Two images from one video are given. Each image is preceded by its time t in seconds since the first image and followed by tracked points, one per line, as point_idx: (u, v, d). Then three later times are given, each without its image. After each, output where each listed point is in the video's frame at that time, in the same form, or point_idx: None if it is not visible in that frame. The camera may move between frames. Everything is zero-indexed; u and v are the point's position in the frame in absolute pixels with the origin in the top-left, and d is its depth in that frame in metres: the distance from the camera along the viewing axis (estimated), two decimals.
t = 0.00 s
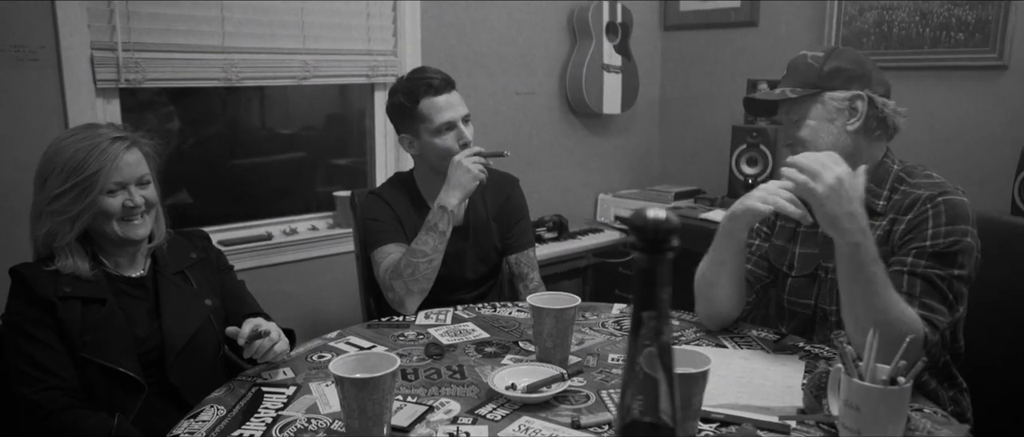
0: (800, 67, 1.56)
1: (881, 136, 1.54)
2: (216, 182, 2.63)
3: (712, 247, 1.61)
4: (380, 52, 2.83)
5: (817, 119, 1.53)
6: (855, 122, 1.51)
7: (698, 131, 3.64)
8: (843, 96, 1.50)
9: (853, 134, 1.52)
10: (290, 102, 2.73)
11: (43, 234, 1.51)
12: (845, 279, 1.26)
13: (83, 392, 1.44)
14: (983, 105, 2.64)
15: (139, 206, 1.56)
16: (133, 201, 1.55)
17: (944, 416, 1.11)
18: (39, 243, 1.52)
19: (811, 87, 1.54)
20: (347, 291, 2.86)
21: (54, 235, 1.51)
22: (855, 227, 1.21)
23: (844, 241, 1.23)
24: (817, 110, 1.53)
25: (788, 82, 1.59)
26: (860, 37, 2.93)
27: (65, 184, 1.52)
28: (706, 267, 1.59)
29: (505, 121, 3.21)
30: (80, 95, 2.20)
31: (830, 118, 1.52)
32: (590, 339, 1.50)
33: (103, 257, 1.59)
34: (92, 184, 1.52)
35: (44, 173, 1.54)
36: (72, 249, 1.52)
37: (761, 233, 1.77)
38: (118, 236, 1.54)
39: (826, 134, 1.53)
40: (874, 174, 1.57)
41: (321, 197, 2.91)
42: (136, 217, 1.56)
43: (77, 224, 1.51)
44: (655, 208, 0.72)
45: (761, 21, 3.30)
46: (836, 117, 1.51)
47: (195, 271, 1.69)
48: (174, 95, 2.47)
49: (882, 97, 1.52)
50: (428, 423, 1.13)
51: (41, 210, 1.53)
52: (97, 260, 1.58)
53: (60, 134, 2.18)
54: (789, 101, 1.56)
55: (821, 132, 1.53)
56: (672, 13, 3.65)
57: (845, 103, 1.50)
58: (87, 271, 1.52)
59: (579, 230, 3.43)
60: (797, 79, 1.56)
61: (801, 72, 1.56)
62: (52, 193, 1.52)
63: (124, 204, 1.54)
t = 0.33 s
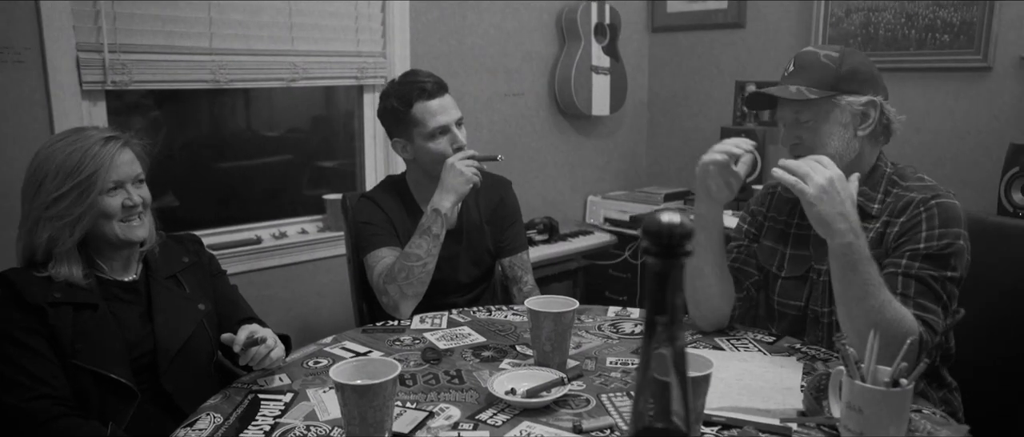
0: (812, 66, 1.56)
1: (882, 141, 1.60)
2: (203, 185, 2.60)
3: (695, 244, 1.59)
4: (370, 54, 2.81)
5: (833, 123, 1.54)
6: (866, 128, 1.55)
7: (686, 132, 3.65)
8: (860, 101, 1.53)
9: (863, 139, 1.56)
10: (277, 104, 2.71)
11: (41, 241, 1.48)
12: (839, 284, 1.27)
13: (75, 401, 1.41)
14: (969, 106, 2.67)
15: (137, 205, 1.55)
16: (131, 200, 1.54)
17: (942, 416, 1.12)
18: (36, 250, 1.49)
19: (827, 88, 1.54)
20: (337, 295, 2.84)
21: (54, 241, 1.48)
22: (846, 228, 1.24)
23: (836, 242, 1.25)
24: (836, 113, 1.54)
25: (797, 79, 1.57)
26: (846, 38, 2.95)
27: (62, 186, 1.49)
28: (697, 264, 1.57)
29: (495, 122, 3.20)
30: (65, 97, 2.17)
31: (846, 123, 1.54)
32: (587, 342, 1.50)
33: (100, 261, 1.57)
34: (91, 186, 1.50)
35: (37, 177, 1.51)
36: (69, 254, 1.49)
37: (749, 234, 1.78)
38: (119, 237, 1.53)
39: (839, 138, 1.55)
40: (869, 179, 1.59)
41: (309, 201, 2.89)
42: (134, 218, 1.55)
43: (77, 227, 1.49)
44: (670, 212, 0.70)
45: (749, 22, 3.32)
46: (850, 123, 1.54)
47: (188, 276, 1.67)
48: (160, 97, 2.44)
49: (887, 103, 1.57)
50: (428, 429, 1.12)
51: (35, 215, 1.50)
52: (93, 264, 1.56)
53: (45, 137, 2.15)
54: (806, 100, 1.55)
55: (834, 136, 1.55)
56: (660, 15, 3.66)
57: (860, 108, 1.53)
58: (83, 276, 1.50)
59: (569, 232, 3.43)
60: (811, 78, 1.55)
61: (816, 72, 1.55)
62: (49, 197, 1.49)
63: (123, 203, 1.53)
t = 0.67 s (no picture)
0: (834, 61, 1.56)
1: (904, 139, 1.59)
2: (222, 185, 2.63)
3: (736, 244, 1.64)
4: (385, 53, 2.82)
5: (855, 119, 1.54)
6: (888, 124, 1.54)
7: (702, 129, 3.64)
8: (882, 97, 1.53)
9: (885, 136, 1.55)
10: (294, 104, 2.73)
11: (67, 240, 1.50)
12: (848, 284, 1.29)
13: (103, 398, 1.43)
14: (989, 100, 2.65)
15: (161, 204, 1.57)
16: (155, 199, 1.56)
17: (971, 413, 1.12)
18: (63, 249, 1.50)
19: (849, 84, 1.55)
20: (356, 293, 2.85)
21: (79, 240, 1.49)
22: (845, 234, 1.26)
23: (835, 245, 1.27)
24: (858, 109, 1.53)
25: (819, 75, 1.58)
26: (864, 33, 2.93)
27: (87, 186, 1.51)
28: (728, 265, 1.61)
29: (510, 120, 3.20)
30: (87, 99, 2.19)
31: (868, 119, 1.54)
32: (609, 339, 1.50)
33: (125, 261, 1.59)
34: (115, 184, 1.52)
35: (63, 177, 1.53)
36: (95, 252, 1.51)
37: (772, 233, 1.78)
38: (143, 236, 1.55)
39: (862, 135, 1.54)
40: (892, 177, 1.58)
41: (327, 200, 2.90)
42: (157, 217, 1.57)
43: (102, 226, 1.51)
44: (705, 208, 0.71)
45: (764, 18, 3.30)
46: (872, 119, 1.54)
47: (211, 274, 1.68)
48: (179, 98, 2.47)
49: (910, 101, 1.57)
50: (454, 426, 1.13)
51: (61, 214, 1.51)
52: (118, 263, 1.57)
53: (67, 138, 2.17)
54: (827, 95, 1.55)
55: (857, 132, 1.54)
56: (674, 12, 3.65)
57: (882, 104, 1.53)
58: (108, 274, 1.51)
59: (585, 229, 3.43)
60: (831, 73, 1.56)
61: (837, 67, 1.56)
62: (75, 197, 1.51)
63: (146, 202, 1.55)
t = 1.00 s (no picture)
0: (860, 61, 1.55)
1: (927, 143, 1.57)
2: (244, 182, 2.67)
3: (765, 253, 1.62)
4: (406, 52, 2.85)
5: (880, 121, 1.53)
6: (911, 129, 1.53)
7: (721, 129, 3.63)
8: (907, 101, 1.51)
9: (907, 140, 1.54)
10: (314, 102, 2.76)
11: (91, 232, 1.54)
12: (853, 285, 1.35)
13: (125, 388, 1.47)
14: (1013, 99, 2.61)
15: (179, 198, 1.59)
16: (173, 193, 1.58)
17: (985, 414, 1.11)
18: (86, 241, 1.55)
19: (874, 86, 1.54)
20: (374, 290, 2.88)
21: (101, 231, 1.54)
22: (845, 234, 1.34)
23: (839, 247, 1.35)
24: (883, 112, 1.53)
25: (844, 74, 1.57)
26: (885, 33, 2.90)
27: (108, 180, 1.55)
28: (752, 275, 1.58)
29: (528, 119, 3.22)
30: (113, 97, 2.23)
31: (892, 123, 1.53)
32: (624, 337, 1.51)
33: (147, 253, 1.62)
34: (134, 178, 1.55)
35: (86, 172, 1.57)
36: (116, 244, 1.54)
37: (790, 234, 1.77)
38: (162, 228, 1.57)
39: (884, 138, 1.53)
40: (912, 179, 1.56)
41: (347, 197, 2.93)
42: (176, 211, 1.59)
43: (122, 219, 1.54)
44: (714, 203, 0.72)
45: (785, 18, 3.29)
46: (896, 122, 1.53)
47: (231, 269, 1.71)
48: (202, 96, 2.51)
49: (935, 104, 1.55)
50: (468, 419, 1.15)
51: (84, 207, 1.56)
52: (139, 256, 1.61)
53: (93, 135, 2.22)
54: (853, 96, 1.53)
55: (879, 135, 1.53)
56: (694, 11, 3.64)
57: (907, 108, 1.52)
58: (129, 266, 1.54)
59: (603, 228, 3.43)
60: (858, 73, 1.55)
61: (863, 67, 1.54)
62: (96, 190, 1.55)
63: (165, 196, 1.58)
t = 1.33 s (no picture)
0: (876, 67, 1.54)
1: (943, 149, 1.56)
2: (261, 183, 2.70)
3: (771, 254, 1.62)
4: (422, 55, 2.87)
5: (895, 128, 1.52)
6: (927, 135, 1.51)
7: (738, 133, 3.61)
8: (924, 107, 1.50)
9: (922, 147, 1.52)
10: (331, 104, 2.78)
11: (107, 230, 1.57)
12: (867, 291, 1.32)
13: (141, 384, 1.49)
14: None
15: (194, 199, 1.62)
16: (188, 194, 1.61)
17: (997, 422, 1.10)
18: (103, 239, 1.58)
19: (890, 92, 1.52)
20: (388, 290, 2.90)
21: (117, 230, 1.57)
22: (860, 238, 1.32)
23: (852, 251, 1.34)
24: (899, 118, 1.52)
25: (859, 79, 1.56)
26: (904, 37, 2.88)
27: (125, 179, 1.58)
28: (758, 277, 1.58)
29: (544, 122, 3.23)
30: (133, 98, 2.27)
31: (908, 129, 1.52)
32: (634, 340, 1.51)
33: (162, 253, 1.64)
34: (150, 178, 1.58)
35: (105, 171, 1.60)
36: (132, 242, 1.57)
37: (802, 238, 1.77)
38: (177, 228, 1.60)
39: (900, 144, 1.52)
40: (926, 185, 1.55)
41: (362, 199, 2.96)
42: (191, 211, 1.62)
43: (137, 218, 1.57)
44: (712, 206, 0.74)
45: (802, 22, 3.27)
46: (911, 128, 1.51)
47: (246, 268, 1.73)
48: (221, 98, 2.54)
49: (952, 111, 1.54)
50: (475, 420, 1.16)
51: (102, 206, 1.59)
52: (155, 255, 1.63)
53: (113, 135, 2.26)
54: (868, 101, 1.53)
55: (894, 141, 1.52)
56: (710, 15, 3.63)
57: (923, 114, 1.50)
58: (145, 264, 1.57)
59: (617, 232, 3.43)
60: (874, 79, 1.54)
61: (879, 72, 1.53)
62: (114, 189, 1.58)
63: (180, 197, 1.60)
